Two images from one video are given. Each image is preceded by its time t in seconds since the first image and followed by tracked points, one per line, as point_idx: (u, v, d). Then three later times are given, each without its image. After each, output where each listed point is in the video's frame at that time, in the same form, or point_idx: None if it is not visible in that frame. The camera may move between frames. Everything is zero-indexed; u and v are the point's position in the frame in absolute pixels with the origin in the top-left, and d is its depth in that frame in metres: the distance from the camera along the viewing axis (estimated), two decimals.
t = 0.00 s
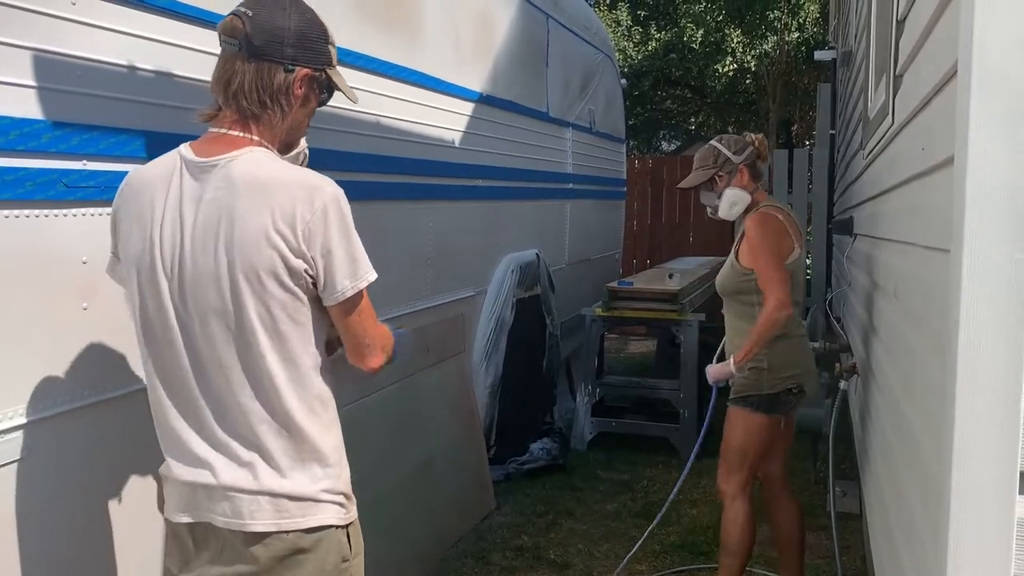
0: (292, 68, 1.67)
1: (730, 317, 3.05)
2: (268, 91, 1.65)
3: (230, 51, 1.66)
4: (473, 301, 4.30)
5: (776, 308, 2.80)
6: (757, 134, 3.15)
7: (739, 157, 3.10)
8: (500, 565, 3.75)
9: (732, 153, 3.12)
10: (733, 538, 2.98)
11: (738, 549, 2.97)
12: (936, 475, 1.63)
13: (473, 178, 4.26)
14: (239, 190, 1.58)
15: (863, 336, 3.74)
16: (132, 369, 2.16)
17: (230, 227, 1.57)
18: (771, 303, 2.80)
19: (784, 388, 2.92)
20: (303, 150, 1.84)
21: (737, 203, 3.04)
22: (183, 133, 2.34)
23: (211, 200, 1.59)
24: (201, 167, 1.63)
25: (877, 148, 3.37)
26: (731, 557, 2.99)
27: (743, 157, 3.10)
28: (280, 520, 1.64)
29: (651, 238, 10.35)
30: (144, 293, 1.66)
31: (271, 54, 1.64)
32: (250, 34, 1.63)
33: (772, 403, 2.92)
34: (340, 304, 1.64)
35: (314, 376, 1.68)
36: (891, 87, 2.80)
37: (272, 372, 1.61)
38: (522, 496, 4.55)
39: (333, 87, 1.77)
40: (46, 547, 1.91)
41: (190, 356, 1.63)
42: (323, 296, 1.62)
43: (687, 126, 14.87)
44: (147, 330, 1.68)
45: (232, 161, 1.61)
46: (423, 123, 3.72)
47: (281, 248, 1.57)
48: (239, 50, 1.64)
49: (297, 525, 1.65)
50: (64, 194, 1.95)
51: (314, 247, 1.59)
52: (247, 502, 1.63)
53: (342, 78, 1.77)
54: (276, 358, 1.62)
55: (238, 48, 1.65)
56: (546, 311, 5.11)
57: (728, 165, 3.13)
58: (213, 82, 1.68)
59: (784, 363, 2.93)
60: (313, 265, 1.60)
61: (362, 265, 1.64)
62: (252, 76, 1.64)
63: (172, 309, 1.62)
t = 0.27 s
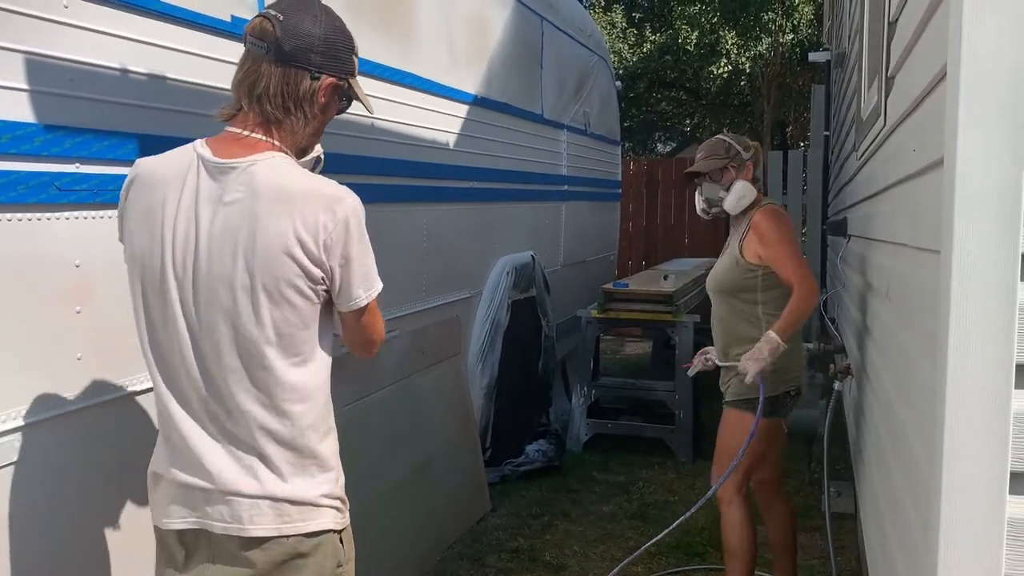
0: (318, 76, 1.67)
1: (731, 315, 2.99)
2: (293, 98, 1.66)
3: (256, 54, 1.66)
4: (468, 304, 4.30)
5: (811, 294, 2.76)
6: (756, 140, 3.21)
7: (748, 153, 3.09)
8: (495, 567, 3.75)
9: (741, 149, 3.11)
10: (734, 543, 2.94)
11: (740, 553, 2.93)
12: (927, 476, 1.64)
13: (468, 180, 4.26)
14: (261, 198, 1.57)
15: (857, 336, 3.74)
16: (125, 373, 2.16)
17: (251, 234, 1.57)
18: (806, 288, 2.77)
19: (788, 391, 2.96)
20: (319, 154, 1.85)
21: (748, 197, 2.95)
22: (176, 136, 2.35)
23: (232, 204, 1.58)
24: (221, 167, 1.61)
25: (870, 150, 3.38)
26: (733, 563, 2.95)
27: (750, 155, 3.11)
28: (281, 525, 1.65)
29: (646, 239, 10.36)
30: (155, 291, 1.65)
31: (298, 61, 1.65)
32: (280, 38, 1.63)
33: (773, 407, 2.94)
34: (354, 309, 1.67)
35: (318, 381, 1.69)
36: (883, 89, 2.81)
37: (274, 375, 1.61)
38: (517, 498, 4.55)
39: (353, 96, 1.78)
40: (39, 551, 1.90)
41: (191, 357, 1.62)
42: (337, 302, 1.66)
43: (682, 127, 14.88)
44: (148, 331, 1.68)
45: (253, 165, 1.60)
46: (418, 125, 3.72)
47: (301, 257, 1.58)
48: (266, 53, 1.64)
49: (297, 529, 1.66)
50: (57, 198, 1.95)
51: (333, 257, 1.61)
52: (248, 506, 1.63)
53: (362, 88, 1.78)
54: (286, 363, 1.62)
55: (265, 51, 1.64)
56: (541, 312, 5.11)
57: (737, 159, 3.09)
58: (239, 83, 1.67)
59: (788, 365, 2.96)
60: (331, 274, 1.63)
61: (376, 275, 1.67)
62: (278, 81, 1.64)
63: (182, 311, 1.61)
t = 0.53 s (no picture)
0: (325, 79, 1.67)
1: (725, 320, 2.83)
2: (300, 101, 1.66)
3: (263, 57, 1.66)
4: (464, 305, 4.30)
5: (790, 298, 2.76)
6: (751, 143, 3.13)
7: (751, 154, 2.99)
8: (491, 569, 3.74)
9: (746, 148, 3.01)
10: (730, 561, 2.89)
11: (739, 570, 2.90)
12: (920, 477, 1.64)
13: (463, 182, 4.26)
14: (266, 205, 1.57)
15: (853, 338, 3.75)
16: (119, 376, 2.15)
17: (255, 241, 1.56)
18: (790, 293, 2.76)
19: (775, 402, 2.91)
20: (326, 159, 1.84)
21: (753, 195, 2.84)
22: (170, 138, 2.34)
23: (237, 210, 1.58)
24: (227, 172, 1.61)
25: (864, 152, 3.39)
26: None
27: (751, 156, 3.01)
28: (279, 528, 1.64)
29: (642, 241, 10.37)
30: (155, 292, 1.64)
31: (305, 64, 1.64)
32: (286, 41, 1.63)
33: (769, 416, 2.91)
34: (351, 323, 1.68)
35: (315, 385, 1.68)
36: (878, 91, 2.81)
37: (270, 378, 1.61)
38: (513, 500, 4.55)
39: (360, 100, 1.78)
40: (28, 553, 1.90)
41: (187, 359, 1.61)
42: (337, 314, 1.67)
43: (678, 129, 14.89)
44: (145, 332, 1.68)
45: (260, 170, 1.60)
46: (412, 127, 3.72)
47: (304, 266, 1.58)
48: (273, 56, 1.64)
49: (296, 532, 1.66)
50: (49, 200, 1.94)
51: (335, 267, 1.61)
52: (246, 509, 1.62)
53: (369, 91, 1.78)
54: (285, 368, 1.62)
55: (272, 55, 1.64)
56: (537, 314, 5.11)
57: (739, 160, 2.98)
58: (245, 87, 1.67)
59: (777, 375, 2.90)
60: (332, 285, 1.63)
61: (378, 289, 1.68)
62: (285, 84, 1.64)
63: (182, 312, 1.61)
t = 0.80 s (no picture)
0: (314, 74, 1.66)
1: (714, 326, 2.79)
2: (291, 100, 1.65)
3: (249, 59, 1.65)
4: (461, 306, 4.29)
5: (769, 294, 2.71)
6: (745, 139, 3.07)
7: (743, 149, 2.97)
8: (487, 571, 3.74)
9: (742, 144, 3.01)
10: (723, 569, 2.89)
11: None
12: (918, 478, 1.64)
13: (460, 182, 4.26)
14: (259, 205, 1.56)
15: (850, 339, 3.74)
16: (115, 378, 2.15)
17: (248, 241, 1.55)
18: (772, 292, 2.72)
19: (764, 408, 2.86)
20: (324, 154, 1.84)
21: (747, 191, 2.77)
22: (166, 139, 2.33)
23: (230, 210, 1.57)
24: (222, 172, 1.60)
25: (861, 153, 3.39)
26: None
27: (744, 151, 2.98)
28: (274, 531, 1.63)
29: (638, 241, 10.38)
30: (151, 293, 1.63)
31: (291, 62, 1.63)
32: (269, 41, 1.61)
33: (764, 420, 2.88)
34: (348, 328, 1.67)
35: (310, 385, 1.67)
36: (874, 91, 2.81)
37: (265, 379, 1.60)
38: (510, 501, 4.54)
39: (350, 87, 1.78)
40: (23, 555, 1.89)
41: (183, 360, 1.60)
42: (336, 317, 1.65)
43: (675, 130, 14.91)
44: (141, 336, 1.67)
45: (254, 171, 1.59)
46: (409, 128, 3.71)
47: (297, 266, 1.57)
48: (257, 58, 1.63)
49: (292, 535, 1.65)
50: (44, 201, 1.93)
51: (329, 268, 1.59)
52: (242, 512, 1.61)
53: (359, 76, 1.78)
54: (280, 369, 1.61)
55: (257, 55, 1.63)
56: (534, 315, 5.10)
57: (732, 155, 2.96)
58: (235, 91, 1.66)
59: (766, 381, 2.85)
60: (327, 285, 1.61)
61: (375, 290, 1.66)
62: (275, 85, 1.64)
63: (178, 314, 1.60)
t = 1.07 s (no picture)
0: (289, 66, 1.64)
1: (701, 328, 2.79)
2: (267, 96, 1.64)
3: (225, 62, 1.65)
4: (458, 306, 4.29)
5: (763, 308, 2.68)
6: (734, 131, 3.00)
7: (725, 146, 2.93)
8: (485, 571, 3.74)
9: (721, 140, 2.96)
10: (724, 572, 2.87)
11: None
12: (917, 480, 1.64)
13: (457, 182, 4.25)
14: (249, 204, 1.56)
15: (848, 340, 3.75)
16: (112, 379, 2.14)
17: (238, 241, 1.55)
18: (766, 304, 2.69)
19: (752, 410, 2.85)
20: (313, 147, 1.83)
21: (723, 192, 2.76)
22: (164, 139, 2.33)
23: (222, 211, 1.57)
24: (211, 172, 1.60)
25: (858, 153, 3.39)
26: None
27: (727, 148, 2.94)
28: (273, 533, 1.63)
29: (636, 241, 10.38)
30: (145, 296, 1.63)
31: (264, 59, 1.62)
32: (238, 42, 1.61)
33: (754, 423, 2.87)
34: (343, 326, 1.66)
35: (308, 386, 1.67)
36: (872, 92, 2.81)
37: (261, 380, 1.60)
38: (507, 502, 4.54)
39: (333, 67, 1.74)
40: (21, 556, 1.88)
41: (180, 362, 1.60)
42: (328, 316, 1.64)
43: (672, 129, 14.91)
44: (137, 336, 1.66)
45: (244, 170, 1.59)
46: (407, 128, 3.71)
47: (288, 266, 1.56)
48: (231, 59, 1.63)
49: (291, 537, 1.64)
50: (41, 201, 1.93)
51: (321, 267, 1.59)
52: (240, 514, 1.61)
53: (343, 61, 1.75)
54: (275, 369, 1.60)
55: (231, 55, 1.63)
56: (531, 315, 5.10)
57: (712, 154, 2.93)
58: (215, 93, 1.66)
59: (753, 383, 2.84)
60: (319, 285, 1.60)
61: (367, 289, 1.65)
62: (250, 82, 1.63)
63: (173, 317, 1.59)
